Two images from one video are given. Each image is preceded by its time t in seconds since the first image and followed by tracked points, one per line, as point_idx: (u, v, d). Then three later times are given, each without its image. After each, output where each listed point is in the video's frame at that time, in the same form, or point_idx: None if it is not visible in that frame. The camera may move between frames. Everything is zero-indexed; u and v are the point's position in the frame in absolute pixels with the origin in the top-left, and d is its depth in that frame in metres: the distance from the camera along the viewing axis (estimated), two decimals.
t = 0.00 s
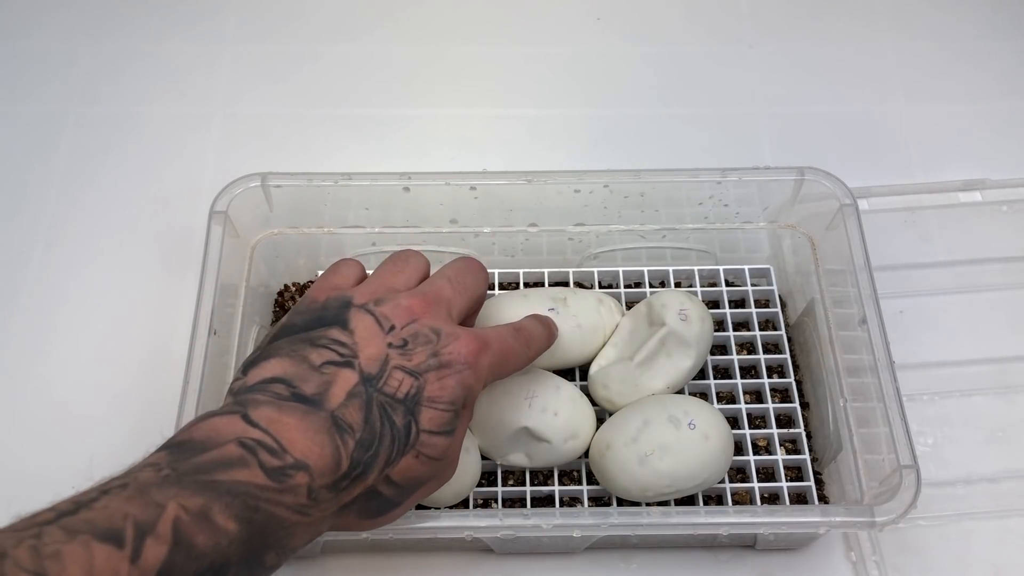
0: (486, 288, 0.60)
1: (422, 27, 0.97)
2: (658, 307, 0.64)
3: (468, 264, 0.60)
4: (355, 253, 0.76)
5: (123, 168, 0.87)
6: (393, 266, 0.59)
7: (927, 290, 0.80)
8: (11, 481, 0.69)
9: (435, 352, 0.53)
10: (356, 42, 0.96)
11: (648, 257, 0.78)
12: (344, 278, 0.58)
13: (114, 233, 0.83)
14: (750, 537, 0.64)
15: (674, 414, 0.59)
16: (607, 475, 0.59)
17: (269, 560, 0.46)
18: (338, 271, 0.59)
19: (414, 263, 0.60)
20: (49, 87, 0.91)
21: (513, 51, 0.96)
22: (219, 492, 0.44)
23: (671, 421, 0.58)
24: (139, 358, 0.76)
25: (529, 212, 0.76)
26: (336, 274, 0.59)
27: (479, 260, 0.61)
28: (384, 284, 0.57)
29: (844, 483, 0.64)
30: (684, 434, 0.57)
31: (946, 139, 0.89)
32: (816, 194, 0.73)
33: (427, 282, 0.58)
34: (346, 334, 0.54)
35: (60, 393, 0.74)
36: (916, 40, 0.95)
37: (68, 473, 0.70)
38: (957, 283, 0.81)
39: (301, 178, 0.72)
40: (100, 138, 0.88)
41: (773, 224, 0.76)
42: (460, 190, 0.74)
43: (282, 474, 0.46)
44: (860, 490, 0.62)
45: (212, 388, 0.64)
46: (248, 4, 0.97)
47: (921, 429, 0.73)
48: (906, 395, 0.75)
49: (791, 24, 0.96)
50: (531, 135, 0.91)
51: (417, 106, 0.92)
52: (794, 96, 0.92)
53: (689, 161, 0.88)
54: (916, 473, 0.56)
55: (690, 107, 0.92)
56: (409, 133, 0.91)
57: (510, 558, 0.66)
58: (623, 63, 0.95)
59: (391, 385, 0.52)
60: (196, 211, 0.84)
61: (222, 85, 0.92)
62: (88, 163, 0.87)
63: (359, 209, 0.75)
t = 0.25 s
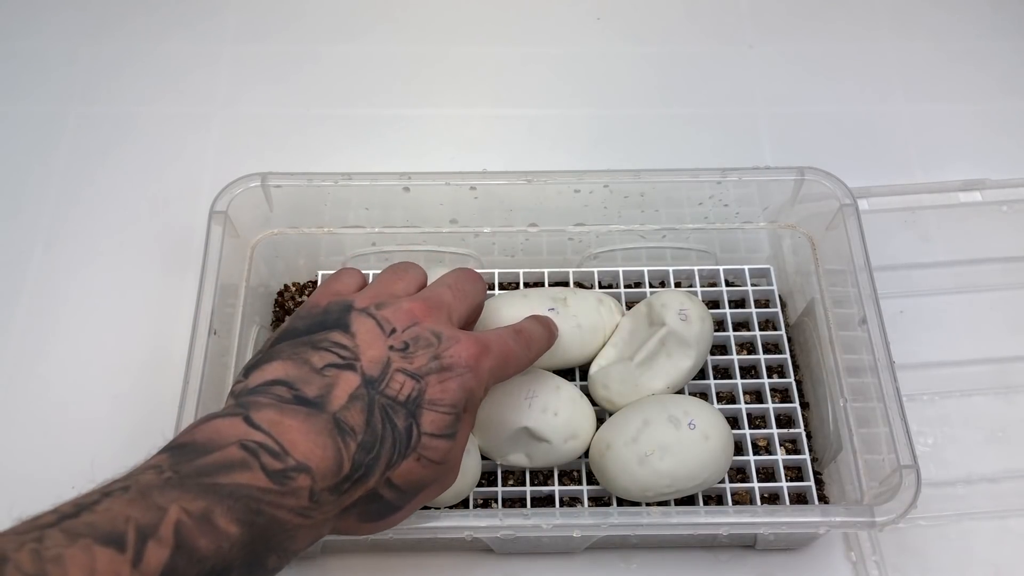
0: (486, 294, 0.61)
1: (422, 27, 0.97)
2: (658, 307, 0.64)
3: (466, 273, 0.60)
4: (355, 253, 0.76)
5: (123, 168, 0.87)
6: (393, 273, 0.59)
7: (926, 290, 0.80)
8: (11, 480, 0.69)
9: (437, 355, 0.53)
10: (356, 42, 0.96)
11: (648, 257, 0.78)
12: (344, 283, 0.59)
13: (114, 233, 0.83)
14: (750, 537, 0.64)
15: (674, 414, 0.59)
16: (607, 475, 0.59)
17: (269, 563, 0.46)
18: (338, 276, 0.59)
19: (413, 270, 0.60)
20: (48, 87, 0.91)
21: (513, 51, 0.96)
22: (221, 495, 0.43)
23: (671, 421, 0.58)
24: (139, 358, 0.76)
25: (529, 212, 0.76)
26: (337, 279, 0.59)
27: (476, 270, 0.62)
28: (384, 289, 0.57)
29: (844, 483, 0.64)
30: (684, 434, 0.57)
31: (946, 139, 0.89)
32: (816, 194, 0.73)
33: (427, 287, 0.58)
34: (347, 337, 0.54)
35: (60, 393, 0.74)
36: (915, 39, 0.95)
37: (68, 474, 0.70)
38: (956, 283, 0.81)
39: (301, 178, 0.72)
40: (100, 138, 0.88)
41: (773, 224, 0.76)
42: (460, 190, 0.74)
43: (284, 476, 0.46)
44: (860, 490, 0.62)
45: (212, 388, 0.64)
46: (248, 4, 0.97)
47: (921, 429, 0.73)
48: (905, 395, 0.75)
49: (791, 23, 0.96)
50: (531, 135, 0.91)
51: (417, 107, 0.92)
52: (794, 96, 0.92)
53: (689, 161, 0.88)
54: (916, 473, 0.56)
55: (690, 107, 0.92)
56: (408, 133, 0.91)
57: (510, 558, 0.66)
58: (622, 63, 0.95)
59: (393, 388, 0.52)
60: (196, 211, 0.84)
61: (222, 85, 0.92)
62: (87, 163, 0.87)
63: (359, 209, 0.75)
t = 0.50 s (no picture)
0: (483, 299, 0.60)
1: (422, 27, 0.97)
2: (658, 307, 0.64)
3: (463, 277, 0.60)
4: (356, 253, 0.76)
5: (124, 168, 0.87)
6: (390, 279, 0.59)
7: (927, 290, 0.80)
8: (11, 481, 0.69)
9: (433, 361, 0.53)
10: (356, 42, 0.96)
11: (648, 257, 0.78)
12: (342, 290, 0.59)
13: (114, 233, 0.83)
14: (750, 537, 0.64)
15: (674, 414, 0.59)
16: (607, 475, 0.59)
17: (267, 568, 0.45)
18: (336, 283, 0.60)
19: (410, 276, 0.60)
20: (48, 87, 0.91)
21: (514, 51, 0.96)
22: (217, 501, 0.43)
23: (671, 421, 0.58)
24: (139, 358, 0.76)
25: (529, 212, 0.76)
26: (334, 287, 0.59)
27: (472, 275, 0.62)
28: (380, 294, 0.57)
29: (844, 483, 0.64)
30: (684, 434, 0.57)
31: (946, 139, 0.89)
32: (816, 194, 0.73)
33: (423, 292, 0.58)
34: (343, 342, 0.54)
35: (60, 393, 0.74)
36: (916, 39, 0.95)
37: (68, 474, 0.70)
38: (957, 283, 0.81)
39: (301, 178, 0.72)
40: (100, 138, 0.88)
41: (773, 224, 0.76)
42: (460, 190, 0.74)
43: (280, 481, 0.46)
44: (860, 490, 0.62)
45: (212, 388, 0.64)
46: (248, 4, 0.97)
47: (921, 429, 0.73)
48: (906, 395, 0.75)
49: (791, 23, 0.96)
50: (531, 135, 0.91)
51: (417, 107, 0.92)
52: (794, 96, 0.92)
53: (689, 161, 0.88)
54: (916, 473, 0.56)
55: (690, 107, 0.92)
56: (408, 133, 0.91)
57: (510, 558, 0.66)
58: (623, 63, 0.95)
59: (389, 394, 0.52)
60: (196, 211, 0.84)
61: (222, 85, 0.92)
62: (87, 163, 0.87)
63: (359, 209, 0.75)
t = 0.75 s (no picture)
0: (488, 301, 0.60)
1: (422, 27, 0.97)
2: (658, 307, 0.64)
3: (468, 279, 0.60)
4: (356, 253, 0.77)
5: (124, 168, 0.87)
6: (396, 283, 0.59)
7: (927, 290, 0.80)
8: (11, 480, 0.69)
9: (436, 363, 0.53)
10: (357, 42, 0.96)
11: (648, 257, 0.78)
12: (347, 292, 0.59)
13: (114, 233, 0.83)
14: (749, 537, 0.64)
15: (674, 414, 0.58)
16: (607, 475, 0.59)
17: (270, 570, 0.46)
18: (342, 286, 0.60)
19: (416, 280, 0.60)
20: (49, 87, 0.91)
21: (514, 51, 0.96)
22: (220, 504, 0.43)
23: (671, 421, 0.58)
24: (139, 358, 0.76)
25: (529, 212, 0.76)
26: (341, 289, 0.59)
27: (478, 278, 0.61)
28: (386, 297, 0.57)
29: (844, 483, 0.64)
30: (684, 434, 0.57)
31: (946, 139, 0.89)
32: (816, 194, 0.73)
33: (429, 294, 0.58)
34: (347, 344, 0.54)
35: (60, 393, 0.74)
36: (916, 40, 0.95)
37: (68, 474, 0.70)
38: (957, 283, 0.81)
39: (301, 178, 0.72)
40: (101, 137, 0.88)
41: (773, 224, 0.76)
42: (460, 190, 0.74)
43: (282, 484, 0.46)
44: (860, 490, 0.62)
45: (212, 388, 0.64)
46: (249, 5, 0.97)
47: (921, 429, 0.73)
48: (906, 395, 0.75)
49: (791, 24, 0.96)
50: (531, 135, 0.91)
51: (418, 107, 0.92)
52: (794, 96, 0.92)
53: (689, 161, 0.88)
54: (916, 473, 0.56)
55: (690, 107, 0.92)
56: (408, 133, 0.91)
57: (510, 558, 0.66)
58: (623, 63, 0.95)
59: (392, 396, 0.52)
60: (196, 211, 0.84)
61: (223, 85, 0.93)
62: (88, 163, 0.87)
63: (359, 209, 0.75)
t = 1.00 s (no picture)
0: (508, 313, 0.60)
1: (422, 26, 0.97)
2: (658, 307, 0.64)
3: (489, 292, 0.60)
4: (356, 253, 0.77)
5: (124, 168, 0.87)
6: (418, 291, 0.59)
7: (927, 290, 0.80)
8: (11, 480, 0.69)
9: (460, 372, 0.53)
10: (356, 42, 0.96)
11: (648, 257, 0.78)
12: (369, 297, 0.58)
13: (114, 233, 0.83)
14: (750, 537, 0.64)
15: (674, 414, 0.59)
16: (607, 475, 0.59)
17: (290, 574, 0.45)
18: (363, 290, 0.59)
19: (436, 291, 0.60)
20: (48, 86, 0.91)
21: (513, 51, 0.96)
22: (244, 508, 0.43)
23: (671, 421, 0.58)
24: (139, 359, 0.76)
25: (529, 211, 0.76)
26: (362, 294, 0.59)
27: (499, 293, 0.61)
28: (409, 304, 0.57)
29: (844, 483, 0.64)
30: (684, 434, 0.57)
31: (946, 139, 0.89)
32: (816, 194, 0.73)
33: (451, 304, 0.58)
34: (372, 348, 0.53)
35: (60, 393, 0.74)
36: (915, 39, 0.95)
37: (69, 473, 0.70)
38: (957, 283, 0.81)
39: (301, 178, 0.72)
40: (100, 137, 0.88)
41: (773, 224, 0.76)
42: (460, 190, 0.74)
43: (306, 489, 0.46)
44: (860, 490, 0.62)
45: (212, 388, 0.64)
46: (248, 4, 0.97)
47: (921, 429, 0.73)
48: (906, 395, 0.75)
49: (790, 23, 0.96)
50: (531, 135, 0.91)
51: (417, 107, 0.92)
52: (794, 96, 0.92)
53: (689, 161, 0.88)
54: (916, 473, 0.56)
55: (690, 107, 0.92)
56: (408, 133, 0.91)
57: (511, 558, 0.66)
58: (622, 63, 0.95)
59: (416, 403, 0.52)
60: (196, 210, 0.84)
61: (222, 84, 0.92)
62: (88, 162, 0.87)
63: (359, 209, 0.75)
